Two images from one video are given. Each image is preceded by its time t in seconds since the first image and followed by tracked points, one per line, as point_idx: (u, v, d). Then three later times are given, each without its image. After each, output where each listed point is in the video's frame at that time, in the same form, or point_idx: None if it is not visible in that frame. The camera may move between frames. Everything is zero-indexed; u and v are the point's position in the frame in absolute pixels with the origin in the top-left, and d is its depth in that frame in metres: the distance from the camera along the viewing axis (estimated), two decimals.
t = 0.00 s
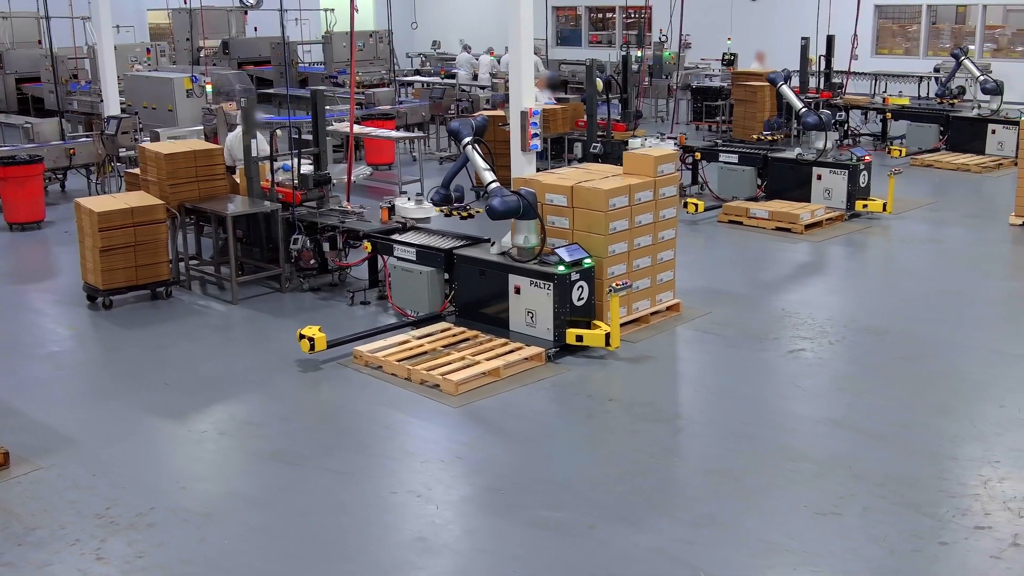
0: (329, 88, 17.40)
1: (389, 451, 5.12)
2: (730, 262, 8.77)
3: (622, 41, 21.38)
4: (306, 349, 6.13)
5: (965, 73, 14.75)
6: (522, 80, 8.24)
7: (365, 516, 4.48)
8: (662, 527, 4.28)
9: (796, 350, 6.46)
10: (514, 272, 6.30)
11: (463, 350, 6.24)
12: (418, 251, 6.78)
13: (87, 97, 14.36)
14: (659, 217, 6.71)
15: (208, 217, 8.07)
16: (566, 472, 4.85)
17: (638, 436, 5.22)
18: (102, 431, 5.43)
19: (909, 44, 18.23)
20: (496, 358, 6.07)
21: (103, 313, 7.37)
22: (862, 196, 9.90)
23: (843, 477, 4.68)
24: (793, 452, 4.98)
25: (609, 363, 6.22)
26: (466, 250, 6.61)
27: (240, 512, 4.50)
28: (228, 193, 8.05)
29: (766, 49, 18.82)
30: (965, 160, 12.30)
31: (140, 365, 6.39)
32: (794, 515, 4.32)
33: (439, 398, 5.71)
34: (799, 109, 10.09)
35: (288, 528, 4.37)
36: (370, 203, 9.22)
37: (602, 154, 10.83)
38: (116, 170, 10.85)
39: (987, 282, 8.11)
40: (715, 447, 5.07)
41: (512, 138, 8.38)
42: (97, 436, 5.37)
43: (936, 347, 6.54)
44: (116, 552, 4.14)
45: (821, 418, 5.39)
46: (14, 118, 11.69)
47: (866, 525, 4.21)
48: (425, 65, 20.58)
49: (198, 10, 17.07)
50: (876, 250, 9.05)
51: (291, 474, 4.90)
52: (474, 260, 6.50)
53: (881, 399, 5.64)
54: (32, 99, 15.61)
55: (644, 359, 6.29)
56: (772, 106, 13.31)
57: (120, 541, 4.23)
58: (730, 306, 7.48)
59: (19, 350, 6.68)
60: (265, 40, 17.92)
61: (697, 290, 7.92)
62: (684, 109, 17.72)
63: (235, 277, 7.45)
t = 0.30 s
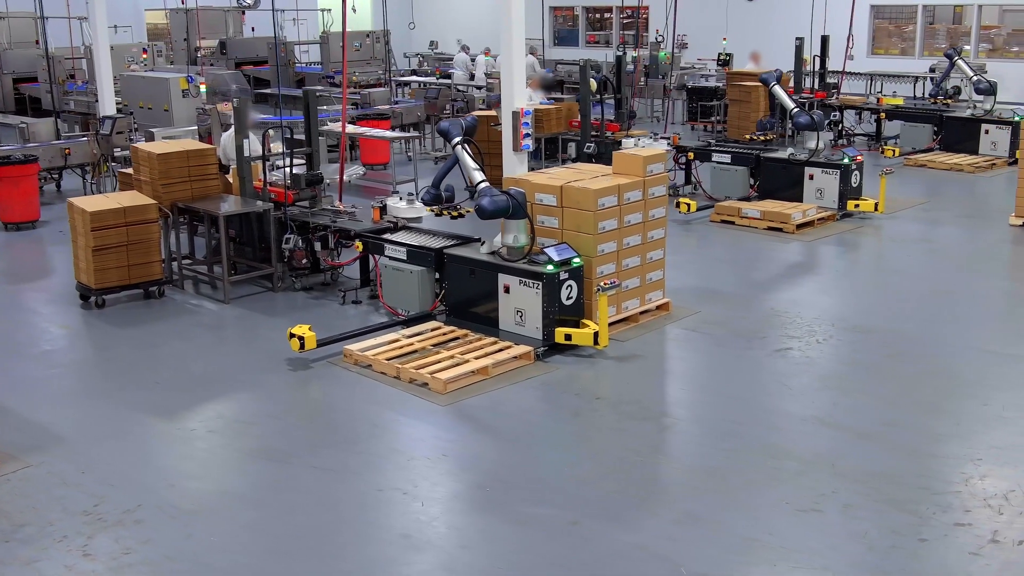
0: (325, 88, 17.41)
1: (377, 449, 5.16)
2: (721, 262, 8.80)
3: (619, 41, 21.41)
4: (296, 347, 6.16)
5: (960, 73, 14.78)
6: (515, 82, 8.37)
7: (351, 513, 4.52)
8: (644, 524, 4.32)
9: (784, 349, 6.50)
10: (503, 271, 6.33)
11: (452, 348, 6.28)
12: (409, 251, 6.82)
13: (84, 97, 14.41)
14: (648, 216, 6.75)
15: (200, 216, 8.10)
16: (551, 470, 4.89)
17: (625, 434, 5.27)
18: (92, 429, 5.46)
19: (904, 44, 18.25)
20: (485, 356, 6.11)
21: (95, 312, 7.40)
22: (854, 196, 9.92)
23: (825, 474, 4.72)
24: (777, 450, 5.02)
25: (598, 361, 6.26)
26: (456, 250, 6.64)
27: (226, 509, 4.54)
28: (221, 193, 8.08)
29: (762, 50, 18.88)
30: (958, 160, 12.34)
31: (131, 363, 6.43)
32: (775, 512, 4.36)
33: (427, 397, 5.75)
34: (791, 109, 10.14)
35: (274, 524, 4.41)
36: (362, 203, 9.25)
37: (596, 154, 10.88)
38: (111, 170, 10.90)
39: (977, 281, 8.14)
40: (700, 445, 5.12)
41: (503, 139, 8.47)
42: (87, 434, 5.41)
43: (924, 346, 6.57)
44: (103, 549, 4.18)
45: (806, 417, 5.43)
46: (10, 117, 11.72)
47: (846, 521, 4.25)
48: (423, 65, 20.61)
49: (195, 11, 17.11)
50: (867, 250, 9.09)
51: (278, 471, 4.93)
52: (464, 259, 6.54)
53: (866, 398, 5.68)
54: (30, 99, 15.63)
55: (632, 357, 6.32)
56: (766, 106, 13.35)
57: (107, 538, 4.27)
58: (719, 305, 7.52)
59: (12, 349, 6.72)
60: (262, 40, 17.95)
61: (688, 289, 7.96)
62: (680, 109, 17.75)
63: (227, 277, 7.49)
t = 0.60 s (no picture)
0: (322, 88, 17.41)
1: (364, 446, 5.20)
2: (712, 261, 8.84)
3: (616, 41, 21.44)
4: (286, 346, 6.20)
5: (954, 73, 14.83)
6: (506, 83, 8.50)
7: (337, 509, 4.55)
8: (627, 521, 4.36)
9: (771, 347, 6.54)
10: (492, 270, 6.38)
11: (442, 347, 6.32)
12: (399, 250, 6.86)
13: (80, 97, 14.43)
14: (637, 215, 6.79)
15: (193, 215, 8.14)
16: (537, 467, 4.93)
17: (611, 431, 5.31)
18: (82, 427, 5.50)
19: (900, 44, 18.28)
20: (473, 355, 6.15)
21: (88, 311, 7.44)
22: (845, 195, 9.97)
23: (807, 471, 4.76)
24: (762, 447, 5.06)
25: (586, 359, 6.30)
26: (445, 249, 6.68)
27: (214, 506, 4.58)
28: (214, 192, 8.12)
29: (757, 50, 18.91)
30: (951, 160, 12.38)
31: (122, 362, 6.47)
32: (757, 509, 4.41)
33: (415, 394, 5.79)
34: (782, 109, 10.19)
35: (261, 520, 4.45)
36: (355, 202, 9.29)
37: (589, 155, 10.92)
38: (106, 169, 10.95)
39: (966, 281, 8.18)
40: (685, 443, 5.16)
41: (495, 139, 8.55)
42: (77, 431, 5.45)
43: (910, 345, 6.61)
44: (90, 544, 4.22)
45: (792, 414, 5.47)
46: (6, 117, 11.75)
47: (826, 517, 4.29)
48: (420, 65, 20.63)
49: (193, 11, 17.13)
50: (858, 249, 9.13)
51: (266, 468, 4.98)
52: (453, 258, 6.58)
53: (851, 396, 5.72)
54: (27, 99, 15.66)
55: (620, 356, 6.36)
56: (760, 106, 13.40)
57: (95, 533, 4.31)
58: (708, 304, 7.56)
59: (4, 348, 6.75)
60: (259, 40, 17.97)
61: (678, 289, 8.00)
62: (676, 109, 17.77)
63: (219, 276, 7.53)
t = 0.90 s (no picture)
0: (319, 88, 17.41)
1: (352, 443, 5.25)
2: (704, 260, 8.88)
3: (613, 41, 21.48)
4: (276, 344, 6.24)
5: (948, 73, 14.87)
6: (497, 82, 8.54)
7: (324, 506, 4.60)
8: (610, 517, 4.41)
9: (758, 346, 6.59)
10: (482, 269, 6.42)
11: (431, 345, 6.37)
12: (390, 249, 6.91)
13: (77, 97, 14.46)
14: (627, 215, 6.84)
15: (187, 214, 8.18)
16: (524, 464, 4.98)
17: (597, 428, 5.36)
18: (73, 424, 5.55)
19: (896, 45, 18.29)
20: (463, 353, 6.19)
21: (81, 310, 7.49)
22: (837, 195, 10.01)
23: (790, 468, 4.80)
24: (747, 444, 5.11)
25: (575, 358, 6.34)
26: (436, 248, 6.73)
27: (202, 502, 4.62)
28: (208, 191, 8.16)
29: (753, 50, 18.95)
30: (943, 160, 12.43)
31: (115, 360, 6.52)
32: (739, 505, 4.45)
33: (405, 392, 5.84)
34: (774, 110, 10.24)
35: (248, 515, 4.49)
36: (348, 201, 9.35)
37: (582, 155, 10.97)
38: (101, 169, 11.01)
39: (956, 280, 8.22)
40: (670, 440, 5.20)
41: (486, 139, 8.63)
42: (68, 429, 5.49)
43: (897, 343, 6.65)
44: (79, 539, 4.27)
45: (777, 411, 5.52)
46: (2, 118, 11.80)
47: (808, 513, 4.33)
48: (417, 65, 20.66)
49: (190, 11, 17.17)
50: (849, 248, 9.17)
51: (255, 464, 5.02)
52: (444, 257, 6.63)
53: (837, 393, 5.77)
54: (24, 100, 15.70)
55: (609, 354, 6.41)
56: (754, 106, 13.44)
57: (83, 529, 4.35)
58: (698, 303, 7.61)
59: None
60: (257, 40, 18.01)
61: (668, 287, 8.04)
62: (672, 110, 17.81)
63: (212, 275, 7.57)
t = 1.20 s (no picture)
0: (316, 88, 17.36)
1: (342, 439, 5.30)
2: (695, 259, 8.94)
3: (611, 41, 21.51)
4: (268, 342, 6.30)
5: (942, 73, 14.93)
6: (489, 80, 8.63)
7: (313, 501, 4.65)
8: (594, 512, 4.46)
9: (746, 344, 6.64)
10: (472, 268, 6.47)
11: (422, 343, 6.43)
12: (382, 248, 6.96)
13: (75, 97, 14.53)
14: (616, 214, 6.89)
15: (181, 214, 8.24)
16: (511, 460, 5.03)
17: (584, 425, 5.41)
18: (65, 421, 5.61)
19: (891, 45, 18.33)
20: (452, 351, 6.25)
21: (76, 308, 7.55)
22: (828, 195, 10.07)
23: (774, 464, 4.86)
24: (731, 441, 5.16)
25: (564, 356, 6.40)
26: (427, 247, 6.78)
27: (192, 498, 4.68)
28: (202, 191, 8.22)
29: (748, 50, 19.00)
30: (936, 160, 12.49)
31: (108, 358, 6.58)
32: (723, 500, 4.51)
33: (394, 390, 5.89)
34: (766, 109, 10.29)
35: (237, 511, 4.55)
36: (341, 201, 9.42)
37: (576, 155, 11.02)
38: (97, 169, 11.07)
39: (946, 279, 8.28)
40: (656, 437, 5.26)
41: (479, 138, 8.77)
42: (60, 426, 5.55)
43: (884, 342, 6.71)
44: (69, 534, 4.33)
45: (762, 409, 5.58)
46: None
47: (789, 509, 4.39)
48: (415, 66, 20.70)
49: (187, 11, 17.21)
50: (840, 248, 9.22)
51: (245, 460, 5.08)
52: (435, 257, 6.68)
53: (822, 391, 5.82)
54: (22, 99, 15.74)
55: (597, 352, 6.46)
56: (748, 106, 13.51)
57: (73, 523, 4.41)
58: (688, 301, 7.67)
59: None
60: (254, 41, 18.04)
61: (659, 286, 8.10)
62: (667, 110, 17.86)
63: (205, 274, 7.63)
